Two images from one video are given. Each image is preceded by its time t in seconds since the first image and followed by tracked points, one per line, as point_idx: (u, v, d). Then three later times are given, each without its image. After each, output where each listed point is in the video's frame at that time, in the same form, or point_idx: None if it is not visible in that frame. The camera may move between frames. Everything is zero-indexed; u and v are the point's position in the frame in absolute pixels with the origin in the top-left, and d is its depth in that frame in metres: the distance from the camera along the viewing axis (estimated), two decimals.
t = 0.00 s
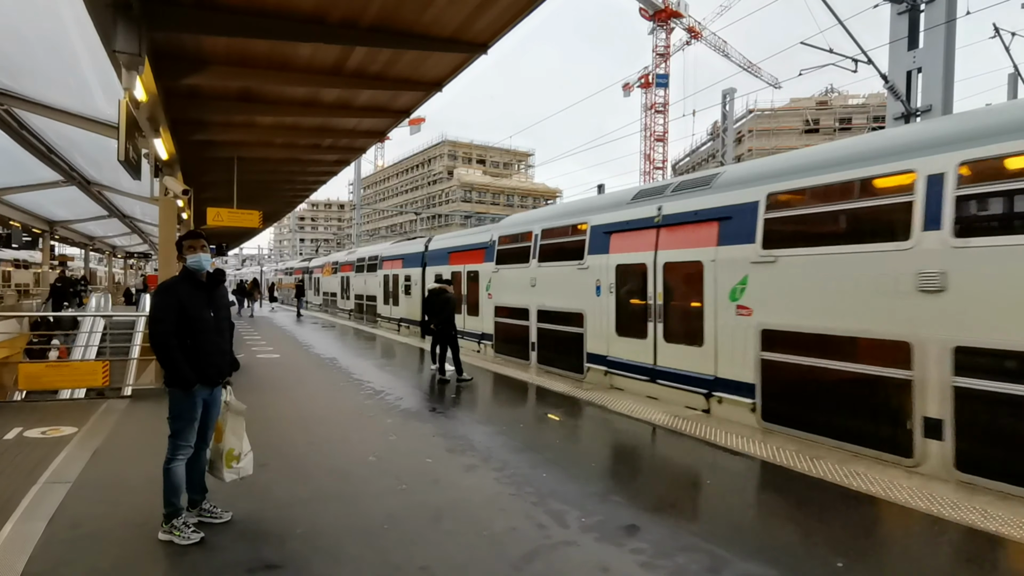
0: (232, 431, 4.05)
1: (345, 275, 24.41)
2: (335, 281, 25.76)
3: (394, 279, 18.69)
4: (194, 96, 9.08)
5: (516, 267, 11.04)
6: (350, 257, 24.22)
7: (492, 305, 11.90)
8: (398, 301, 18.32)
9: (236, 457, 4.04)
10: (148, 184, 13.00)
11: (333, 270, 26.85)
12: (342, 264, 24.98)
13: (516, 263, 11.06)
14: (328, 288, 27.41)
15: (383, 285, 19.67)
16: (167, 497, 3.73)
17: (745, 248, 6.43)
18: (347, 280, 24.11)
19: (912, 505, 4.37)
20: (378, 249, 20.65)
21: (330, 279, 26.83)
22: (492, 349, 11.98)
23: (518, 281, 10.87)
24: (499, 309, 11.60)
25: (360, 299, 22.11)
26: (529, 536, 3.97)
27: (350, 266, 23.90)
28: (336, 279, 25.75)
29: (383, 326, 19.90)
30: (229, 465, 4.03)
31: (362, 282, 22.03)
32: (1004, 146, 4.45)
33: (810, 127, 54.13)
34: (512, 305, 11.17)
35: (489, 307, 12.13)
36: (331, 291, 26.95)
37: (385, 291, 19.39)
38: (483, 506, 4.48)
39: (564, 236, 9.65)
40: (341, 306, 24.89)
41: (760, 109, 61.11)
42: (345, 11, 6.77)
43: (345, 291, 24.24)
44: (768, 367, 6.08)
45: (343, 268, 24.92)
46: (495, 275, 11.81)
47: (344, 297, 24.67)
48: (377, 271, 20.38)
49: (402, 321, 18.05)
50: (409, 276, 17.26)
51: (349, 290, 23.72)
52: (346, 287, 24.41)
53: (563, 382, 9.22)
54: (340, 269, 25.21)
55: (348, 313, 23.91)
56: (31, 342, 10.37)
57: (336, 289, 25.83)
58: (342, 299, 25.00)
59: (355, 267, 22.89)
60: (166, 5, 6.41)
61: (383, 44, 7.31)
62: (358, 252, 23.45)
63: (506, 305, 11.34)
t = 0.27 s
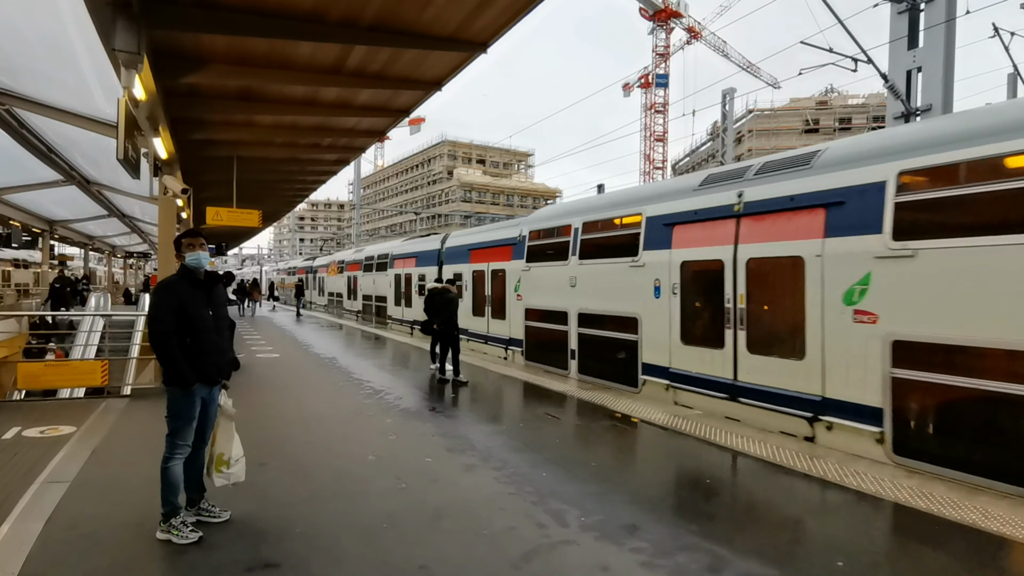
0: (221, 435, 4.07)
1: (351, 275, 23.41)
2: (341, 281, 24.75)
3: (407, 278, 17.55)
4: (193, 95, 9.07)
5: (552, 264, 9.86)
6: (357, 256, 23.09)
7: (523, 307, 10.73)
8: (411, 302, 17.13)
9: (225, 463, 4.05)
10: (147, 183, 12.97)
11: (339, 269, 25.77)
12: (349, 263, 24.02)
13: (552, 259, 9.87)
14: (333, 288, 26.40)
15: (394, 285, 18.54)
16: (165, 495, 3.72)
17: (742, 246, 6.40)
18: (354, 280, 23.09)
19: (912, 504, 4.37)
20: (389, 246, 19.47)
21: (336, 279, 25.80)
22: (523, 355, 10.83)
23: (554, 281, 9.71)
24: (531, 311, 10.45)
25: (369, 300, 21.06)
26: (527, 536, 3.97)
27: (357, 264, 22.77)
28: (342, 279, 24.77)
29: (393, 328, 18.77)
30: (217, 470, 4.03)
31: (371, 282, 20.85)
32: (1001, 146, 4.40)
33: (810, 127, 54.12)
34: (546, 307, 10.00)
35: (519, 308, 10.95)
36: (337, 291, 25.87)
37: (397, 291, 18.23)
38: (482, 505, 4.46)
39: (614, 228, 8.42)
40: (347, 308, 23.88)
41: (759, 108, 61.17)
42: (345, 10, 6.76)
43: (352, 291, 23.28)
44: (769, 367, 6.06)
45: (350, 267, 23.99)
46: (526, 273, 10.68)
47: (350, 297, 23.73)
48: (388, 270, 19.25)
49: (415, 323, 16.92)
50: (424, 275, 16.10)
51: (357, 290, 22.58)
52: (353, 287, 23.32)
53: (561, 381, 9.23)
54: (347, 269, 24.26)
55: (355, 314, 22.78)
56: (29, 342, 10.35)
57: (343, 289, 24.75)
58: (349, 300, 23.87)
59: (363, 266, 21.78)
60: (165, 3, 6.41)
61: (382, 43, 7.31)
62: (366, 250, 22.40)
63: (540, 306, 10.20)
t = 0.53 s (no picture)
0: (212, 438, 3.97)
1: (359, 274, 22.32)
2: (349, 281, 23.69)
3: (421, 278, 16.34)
4: (192, 95, 9.07)
5: (598, 261, 8.63)
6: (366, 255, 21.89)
7: (562, 310, 9.52)
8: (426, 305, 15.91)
9: (211, 465, 3.92)
10: (147, 183, 12.97)
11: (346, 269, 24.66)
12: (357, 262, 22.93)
13: (598, 257, 8.64)
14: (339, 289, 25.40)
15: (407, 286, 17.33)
16: (164, 495, 3.71)
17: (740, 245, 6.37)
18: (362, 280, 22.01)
19: (913, 505, 4.35)
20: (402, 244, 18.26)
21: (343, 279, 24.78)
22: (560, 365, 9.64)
23: (599, 281, 8.56)
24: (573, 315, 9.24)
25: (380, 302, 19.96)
26: (527, 536, 3.96)
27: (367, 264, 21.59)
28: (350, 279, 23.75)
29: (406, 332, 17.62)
30: (203, 473, 3.92)
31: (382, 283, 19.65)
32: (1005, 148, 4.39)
33: (810, 127, 54.09)
34: (590, 310, 8.79)
35: (555, 312, 9.74)
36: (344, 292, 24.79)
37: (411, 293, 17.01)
38: (481, 505, 4.47)
39: (682, 219, 7.17)
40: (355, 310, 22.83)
41: (759, 108, 61.21)
42: (344, 10, 6.76)
43: (360, 292, 22.18)
44: (768, 368, 6.04)
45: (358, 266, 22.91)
46: (564, 272, 9.48)
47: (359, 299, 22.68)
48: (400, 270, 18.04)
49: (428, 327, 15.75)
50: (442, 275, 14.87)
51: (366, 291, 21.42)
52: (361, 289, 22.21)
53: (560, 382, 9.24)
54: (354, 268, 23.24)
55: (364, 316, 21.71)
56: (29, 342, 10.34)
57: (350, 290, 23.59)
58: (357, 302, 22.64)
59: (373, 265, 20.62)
60: (164, 3, 6.41)
61: (382, 43, 7.31)
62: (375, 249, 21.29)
63: (578, 310, 9.09)
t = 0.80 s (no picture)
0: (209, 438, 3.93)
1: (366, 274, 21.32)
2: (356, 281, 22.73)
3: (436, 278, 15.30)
4: (191, 95, 9.07)
5: (648, 258, 7.62)
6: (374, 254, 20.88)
7: (604, 314, 8.51)
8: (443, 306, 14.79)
9: (209, 466, 3.88)
10: (147, 183, 12.98)
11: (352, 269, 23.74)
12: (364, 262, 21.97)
13: (648, 253, 7.64)
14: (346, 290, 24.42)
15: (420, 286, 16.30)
16: (165, 496, 3.71)
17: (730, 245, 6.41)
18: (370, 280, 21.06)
19: (914, 506, 4.35)
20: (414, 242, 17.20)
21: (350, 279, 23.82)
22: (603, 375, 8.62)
23: (655, 279, 7.44)
24: (616, 319, 8.23)
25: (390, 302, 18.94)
26: (527, 536, 3.96)
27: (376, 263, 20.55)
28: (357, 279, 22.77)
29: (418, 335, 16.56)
30: (201, 472, 3.89)
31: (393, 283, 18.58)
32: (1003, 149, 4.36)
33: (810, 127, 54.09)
34: (640, 315, 7.75)
35: (597, 316, 8.70)
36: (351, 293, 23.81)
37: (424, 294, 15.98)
38: (481, 505, 4.47)
39: (757, 210, 6.12)
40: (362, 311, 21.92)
41: (759, 108, 61.24)
42: (344, 10, 6.75)
43: (367, 292, 21.16)
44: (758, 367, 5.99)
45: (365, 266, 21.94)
46: (609, 270, 8.41)
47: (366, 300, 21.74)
48: (413, 269, 16.93)
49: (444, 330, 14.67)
50: (461, 275, 13.70)
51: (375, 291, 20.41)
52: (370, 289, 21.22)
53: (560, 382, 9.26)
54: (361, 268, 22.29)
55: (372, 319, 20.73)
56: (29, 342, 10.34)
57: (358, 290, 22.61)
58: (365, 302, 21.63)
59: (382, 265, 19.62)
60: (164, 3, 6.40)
61: (382, 43, 7.31)
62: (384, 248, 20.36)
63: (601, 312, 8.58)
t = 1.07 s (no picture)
0: (223, 438, 4.04)
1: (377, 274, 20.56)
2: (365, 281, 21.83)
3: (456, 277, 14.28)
4: (193, 95, 9.09)
5: (723, 254, 6.69)
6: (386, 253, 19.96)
7: (663, 319, 7.55)
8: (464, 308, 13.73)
9: (226, 465, 4.01)
10: (149, 183, 12.99)
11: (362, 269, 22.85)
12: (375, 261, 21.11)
13: (723, 248, 6.69)
14: (355, 291, 23.54)
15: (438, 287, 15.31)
16: (170, 496, 3.72)
17: (744, 245, 6.43)
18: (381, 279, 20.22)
19: (916, 506, 4.35)
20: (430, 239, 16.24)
21: (359, 279, 22.94)
22: (662, 388, 7.64)
23: (728, 281, 6.57)
24: (679, 323, 7.27)
25: (403, 304, 17.95)
26: (529, 536, 3.96)
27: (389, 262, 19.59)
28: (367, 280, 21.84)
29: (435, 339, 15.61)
30: (217, 472, 3.99)
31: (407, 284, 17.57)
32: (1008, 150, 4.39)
33: (812, 127, 54.03)
34: (711, 321, 6.80)
35: (655, 321, 7.73)
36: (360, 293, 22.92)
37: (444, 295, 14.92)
38: (483, 505, 4.47)
39: (881, 193, 5.19)
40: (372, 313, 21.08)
41: (760, 109, 61.21)
42: (347, 10, 6.76)
43: (378, 293, 20.29)
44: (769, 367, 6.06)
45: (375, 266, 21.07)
46: (667, 269, 7.55)
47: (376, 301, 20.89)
48: (429, 269, 15.88)
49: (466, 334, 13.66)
50: (485, 275, 12.74)
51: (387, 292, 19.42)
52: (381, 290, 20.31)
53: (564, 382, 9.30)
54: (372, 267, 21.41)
55: (383, 321, 19.82)
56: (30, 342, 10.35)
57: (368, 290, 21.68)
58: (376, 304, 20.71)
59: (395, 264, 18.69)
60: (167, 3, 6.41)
61: (384, 43, 7.31)
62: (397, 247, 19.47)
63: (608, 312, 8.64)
